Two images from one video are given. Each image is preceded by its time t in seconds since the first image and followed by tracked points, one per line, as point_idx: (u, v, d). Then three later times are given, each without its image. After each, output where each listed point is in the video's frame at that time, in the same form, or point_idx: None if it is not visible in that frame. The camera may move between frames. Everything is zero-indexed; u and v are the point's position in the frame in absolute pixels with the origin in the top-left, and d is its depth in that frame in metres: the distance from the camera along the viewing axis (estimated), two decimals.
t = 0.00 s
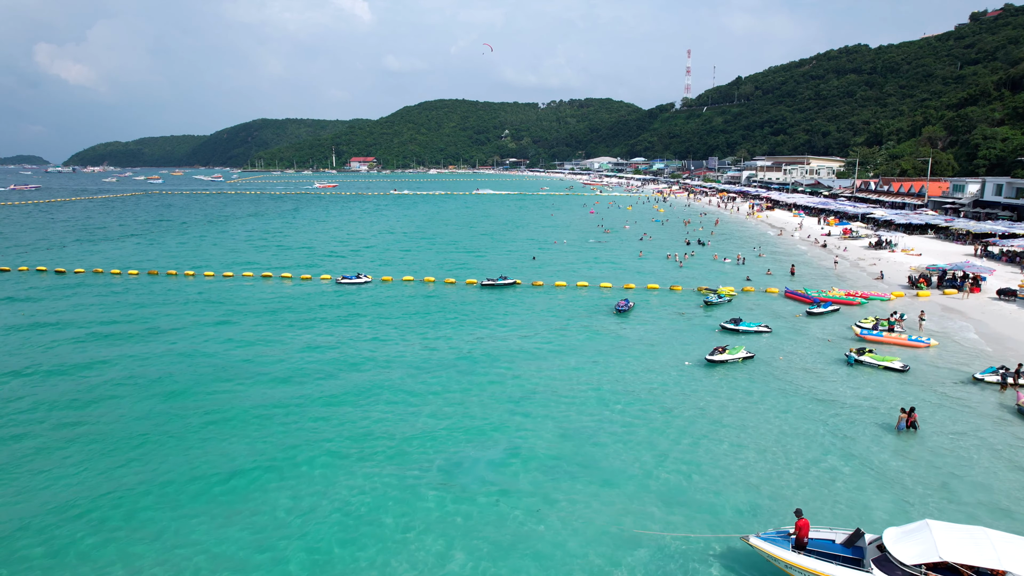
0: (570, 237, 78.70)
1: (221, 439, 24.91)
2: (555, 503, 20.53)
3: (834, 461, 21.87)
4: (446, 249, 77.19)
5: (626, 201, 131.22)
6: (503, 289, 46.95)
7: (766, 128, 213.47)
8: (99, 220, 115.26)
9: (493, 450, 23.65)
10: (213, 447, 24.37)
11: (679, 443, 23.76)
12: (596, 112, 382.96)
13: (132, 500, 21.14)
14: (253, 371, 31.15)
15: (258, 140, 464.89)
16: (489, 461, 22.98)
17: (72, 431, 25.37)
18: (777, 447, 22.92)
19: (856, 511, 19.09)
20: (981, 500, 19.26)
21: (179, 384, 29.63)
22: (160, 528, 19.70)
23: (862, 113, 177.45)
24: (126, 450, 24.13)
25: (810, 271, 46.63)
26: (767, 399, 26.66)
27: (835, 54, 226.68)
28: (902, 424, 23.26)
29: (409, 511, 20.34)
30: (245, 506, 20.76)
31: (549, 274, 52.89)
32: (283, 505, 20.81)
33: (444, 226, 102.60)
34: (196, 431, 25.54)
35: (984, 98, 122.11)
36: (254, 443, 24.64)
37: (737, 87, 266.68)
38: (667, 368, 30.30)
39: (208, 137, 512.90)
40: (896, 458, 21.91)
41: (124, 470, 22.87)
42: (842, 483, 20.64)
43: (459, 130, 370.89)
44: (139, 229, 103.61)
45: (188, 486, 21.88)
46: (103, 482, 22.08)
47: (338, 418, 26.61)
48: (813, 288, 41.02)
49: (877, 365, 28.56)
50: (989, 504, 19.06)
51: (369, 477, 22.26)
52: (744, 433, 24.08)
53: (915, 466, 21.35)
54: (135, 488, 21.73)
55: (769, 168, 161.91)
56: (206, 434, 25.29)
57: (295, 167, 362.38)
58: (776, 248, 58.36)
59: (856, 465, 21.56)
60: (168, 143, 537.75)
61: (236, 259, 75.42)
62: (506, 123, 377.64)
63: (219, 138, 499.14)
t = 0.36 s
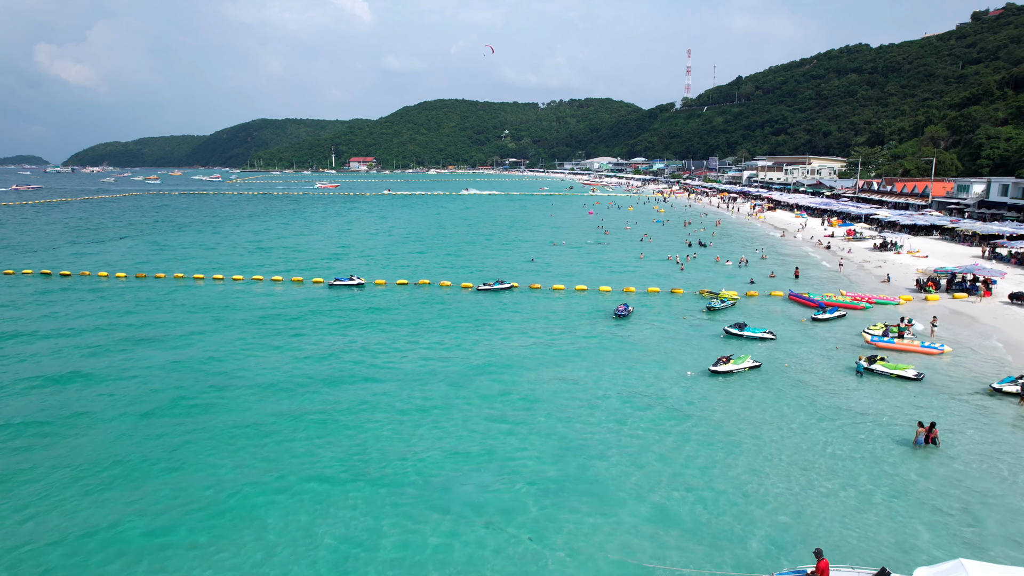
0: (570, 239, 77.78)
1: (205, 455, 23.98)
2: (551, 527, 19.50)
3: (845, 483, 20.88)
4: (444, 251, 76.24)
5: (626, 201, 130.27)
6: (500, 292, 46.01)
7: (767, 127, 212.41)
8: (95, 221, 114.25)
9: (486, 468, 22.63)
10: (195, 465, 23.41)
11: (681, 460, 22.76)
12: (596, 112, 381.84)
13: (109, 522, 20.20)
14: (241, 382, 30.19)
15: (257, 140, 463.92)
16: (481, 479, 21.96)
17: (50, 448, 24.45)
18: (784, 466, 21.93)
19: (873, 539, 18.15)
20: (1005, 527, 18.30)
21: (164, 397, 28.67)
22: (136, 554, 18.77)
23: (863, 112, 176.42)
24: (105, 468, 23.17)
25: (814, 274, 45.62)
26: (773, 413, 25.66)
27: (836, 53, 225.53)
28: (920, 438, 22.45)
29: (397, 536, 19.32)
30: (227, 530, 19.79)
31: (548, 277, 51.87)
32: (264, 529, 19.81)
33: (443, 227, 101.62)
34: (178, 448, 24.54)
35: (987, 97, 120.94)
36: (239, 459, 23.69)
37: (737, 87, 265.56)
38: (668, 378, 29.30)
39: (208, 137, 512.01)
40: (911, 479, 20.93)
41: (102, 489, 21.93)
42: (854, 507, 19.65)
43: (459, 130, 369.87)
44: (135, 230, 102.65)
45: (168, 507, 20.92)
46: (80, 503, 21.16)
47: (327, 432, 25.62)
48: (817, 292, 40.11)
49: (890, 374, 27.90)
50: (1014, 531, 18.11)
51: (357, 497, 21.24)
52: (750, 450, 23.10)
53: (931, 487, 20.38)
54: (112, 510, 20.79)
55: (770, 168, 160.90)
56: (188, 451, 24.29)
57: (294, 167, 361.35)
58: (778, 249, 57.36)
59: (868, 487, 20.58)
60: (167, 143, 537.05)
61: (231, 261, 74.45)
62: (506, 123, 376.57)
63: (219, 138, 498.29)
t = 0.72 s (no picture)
0: (570, 240, 76.98)
1: (189, 470, 23.13)
2: (546, 551, 18.63)
3: (856, 501, 20.10)
4: (441, 252, 75.31)
5: (627, 201, 129.43)
6: (498, 295, 45.30)
7: (768, 127, 211.41)
8: (92, 222, 113.42)
9: (479, 485, 21.75)
10: (178, 481, 22.54)
11: (682, 477, 21.87)
12: (596, 112, 380.70)
13: (86, 544, 19.35)
14: (229, 391, 29.33)
15: (257, 140, 462.89)
16: (474, 498, 21.08)
17: (29, 462, 23.60)
18: (790, 484, 21.08)
19: (887, 565, 17.40)
20: None
21: (149, 408, 27.80)
22: None
23: (864, 112, 175.46)
24: (88, 483, 22.40)
25: (818, 276, 44.68)
26: (778, 426, 24.79)
27: (837, 52, 224.49)
28: (937, 452, 21.79)
29: (384, 561, 18.45)
30: (208, 553, 18.93)
31: (546, 280, 50.94)
32: (246, 551, 18.96)
33: (441, 228, 100.68)
34: (161, 462, 23.68)
35: (989, 97, 119.99)
36: (223, 475, 22.83)
37: (738, 86, 264.50)
38: (669, 388, 28.43)
39: (208, 137, 511.19)
40: (924, 498, 20.08)
41: (80, 507, 21.08)
42: (865, 530, 18.80)
43: (459, 130, 368.88)
44: (130, 231, 101.75)
45: (148, 527, 20.06)
46: (61, 520, 20.40)
47: (316, 446, 24.75)
48: (821, 294, 39.33)
49: (902, 381, 27.13)
50: None
51: (344, 517, 20.38)
52: (753, 466, 22.23)
53: (946, 507, 19.60)
54: (89, 530, 19.95)
55: (771, 168, 159.92)
56: (171, 466, 23.44)
57: (293, 167, 360.55)
58: (781, 251, 56.41)
59: (879, 506, 19.78)
60: (167, 143, 535.99)
61: (227, 263, 73.64)
62: (506, 122, 375.51)
63: (218, 138, 497.35)
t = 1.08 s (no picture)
0: (569, 241, 76.12)
1: (168, 484, 22.25)
2: (537, 575, 17.73)
3: (868, 521, 19.30)
4: (439, 252, 74.41)
5: (627, 201, 128.50)
6: (495, 298, 44.50)
7: (768, 127, 210.41)
8: (88, 222, 112.51)
9: (469, 503, 20.84)
10: (155, 495, 21.65)
11: (680, 496, 20.97)
12: (596, 112, 379.60)
13: (54, 565, 18.46)
14: (213, 400, 28.44)
15: (256, 140, 461.87)
16: (469, 514, 20.31)
17: (1, 475, 22.73)
18: (797, 504, 20.21)
19: None
20: None
21: (130, 417, 26.93)
22: None
23: (866, 111, 174.45)
24: (69, 496, 21.60)
25: (822, 278, 43.79)
26: (781, 439, 23.95)
27: (838, 52, 223.48)
28: (956, 469, 20.92)
29: None
30: (182, 574, 18.02)
31: (544, 283, 50.05)
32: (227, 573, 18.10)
33: (439, 228, 99.81)
34: (139, 474, 22.81)
35: (992, 96, 119.02)
36: (202, 489, 21.90)
37: (738, 86, 263.42)
38: (669, 398, 27.54)
39: (207, 137, 510.37)
40: (934, 521, 19.19)
41: (52, 524, 20.21)
42: (872, 557, 17.89)
43: (459, 130, 367.70)
44: (127, 231, 101.03)
45: (120, 546, 19.18)
46: (40, 537, 19.64)
47: (300, 458, 23.84)
48: (826, 297, 38.45)
49: (915, 391, 26.34)
50: None
51: (327, 538, 19.44)
52: (756, 485, 21.29)
53: (962, 527, 18.82)
54: (59, 550, 19.07)
55: (772, 168, 158.95)
56: (150, 478, 22.58)
57: (293, 167, 359.59)
58: (784, 252, 55.49)
59: (893, 527, 18.99)
60: (166, 143, 535.00)
61: (223, 264, 72.76)
62: (506, 122, 374.40)
63: (218, 138, 496.45)
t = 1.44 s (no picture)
0: (568, 242, 75.23)
1: (150, 501, 21.43)
2: None
3: (883, 543, 18.40)
4: (436, 254, 73.67)
5: (627, 201, 127.60)
6: (491, 302, 43.69)
7: (769, 127, 209.46)
8: (84, 222, 111.57)
9: (459, 525, 20.00)
10: (137, 512, 20.84)
11: (682, 515, 20.11)
12: (596, 112, 378.48)
13: None
14: (198, 411, 27.60)
15: (256, 140, 460.84)
16: (463, 536, 19.50)
17: None
18: (806, 525, 19.32)
19: None
20: None
21: (114, 428, 26.13)
22: None
23: (867, 111, 173.53)
24: (48, 512, 20.81)
25: (827, 282, 42.88)
26: (786, 454, 23.08)
27: (838, 51, 222.49)
28: (976, 487, 19.95)
29: None
30: None
31: (542, 286, 49.26)
32: None
33: (438, 229, 98.91)
34: (118, 492, 21.93)
35: (994, 95, 118.06)
36: (182, 507, 21.08)
37: (738, 85, 262.41)
38: (669, 409, 26.70)
39: (207, 138, 509.61)
40: (951, 543, 18.27)
41: (28, 543, 19.41)
42: None
43: (458, 130, 366.60)
44: (122, 231, 100.40)
45: (94, 568, 18.39)
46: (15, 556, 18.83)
47: (285, 474, 23.01)
48: (831, 300, 37.54)
49: (929, 402, 25.35)
50: None
51: (313, 560, 18.61)
52: (762, 504, 20.40)
53: (984, 550, 17.87)
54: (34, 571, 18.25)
55: (773, 168, 158.02)
56: (128, 496, 21.69)
57: (292, 167, 358.72)
58: (787, 254, 54.58)
59: (908, 550, 18.10)
60: (166, 142, 534.59)
61: (218, 264, 71.92)
62: (505, 122, 373.34)
63: (217, 138, 495.65)
